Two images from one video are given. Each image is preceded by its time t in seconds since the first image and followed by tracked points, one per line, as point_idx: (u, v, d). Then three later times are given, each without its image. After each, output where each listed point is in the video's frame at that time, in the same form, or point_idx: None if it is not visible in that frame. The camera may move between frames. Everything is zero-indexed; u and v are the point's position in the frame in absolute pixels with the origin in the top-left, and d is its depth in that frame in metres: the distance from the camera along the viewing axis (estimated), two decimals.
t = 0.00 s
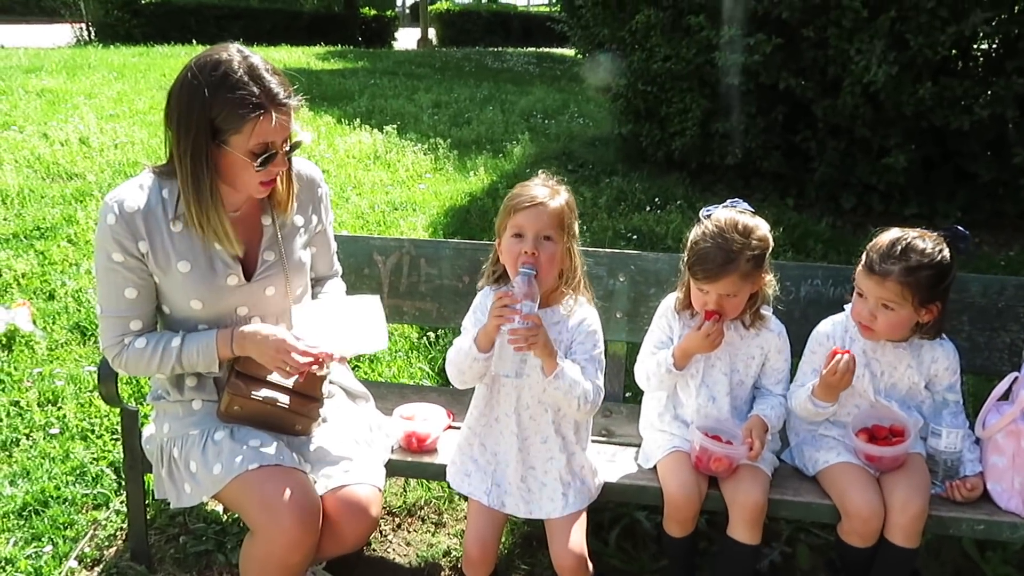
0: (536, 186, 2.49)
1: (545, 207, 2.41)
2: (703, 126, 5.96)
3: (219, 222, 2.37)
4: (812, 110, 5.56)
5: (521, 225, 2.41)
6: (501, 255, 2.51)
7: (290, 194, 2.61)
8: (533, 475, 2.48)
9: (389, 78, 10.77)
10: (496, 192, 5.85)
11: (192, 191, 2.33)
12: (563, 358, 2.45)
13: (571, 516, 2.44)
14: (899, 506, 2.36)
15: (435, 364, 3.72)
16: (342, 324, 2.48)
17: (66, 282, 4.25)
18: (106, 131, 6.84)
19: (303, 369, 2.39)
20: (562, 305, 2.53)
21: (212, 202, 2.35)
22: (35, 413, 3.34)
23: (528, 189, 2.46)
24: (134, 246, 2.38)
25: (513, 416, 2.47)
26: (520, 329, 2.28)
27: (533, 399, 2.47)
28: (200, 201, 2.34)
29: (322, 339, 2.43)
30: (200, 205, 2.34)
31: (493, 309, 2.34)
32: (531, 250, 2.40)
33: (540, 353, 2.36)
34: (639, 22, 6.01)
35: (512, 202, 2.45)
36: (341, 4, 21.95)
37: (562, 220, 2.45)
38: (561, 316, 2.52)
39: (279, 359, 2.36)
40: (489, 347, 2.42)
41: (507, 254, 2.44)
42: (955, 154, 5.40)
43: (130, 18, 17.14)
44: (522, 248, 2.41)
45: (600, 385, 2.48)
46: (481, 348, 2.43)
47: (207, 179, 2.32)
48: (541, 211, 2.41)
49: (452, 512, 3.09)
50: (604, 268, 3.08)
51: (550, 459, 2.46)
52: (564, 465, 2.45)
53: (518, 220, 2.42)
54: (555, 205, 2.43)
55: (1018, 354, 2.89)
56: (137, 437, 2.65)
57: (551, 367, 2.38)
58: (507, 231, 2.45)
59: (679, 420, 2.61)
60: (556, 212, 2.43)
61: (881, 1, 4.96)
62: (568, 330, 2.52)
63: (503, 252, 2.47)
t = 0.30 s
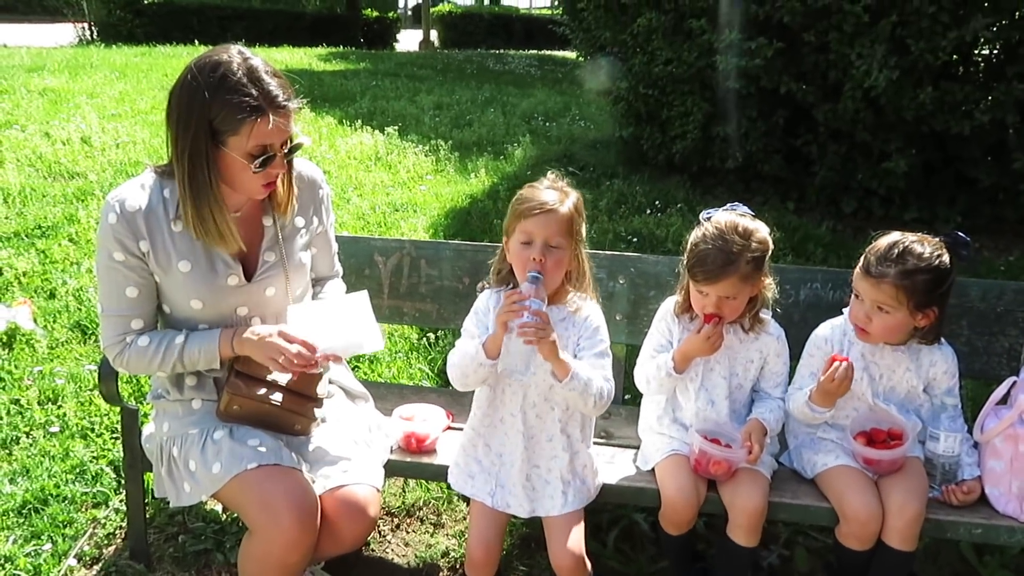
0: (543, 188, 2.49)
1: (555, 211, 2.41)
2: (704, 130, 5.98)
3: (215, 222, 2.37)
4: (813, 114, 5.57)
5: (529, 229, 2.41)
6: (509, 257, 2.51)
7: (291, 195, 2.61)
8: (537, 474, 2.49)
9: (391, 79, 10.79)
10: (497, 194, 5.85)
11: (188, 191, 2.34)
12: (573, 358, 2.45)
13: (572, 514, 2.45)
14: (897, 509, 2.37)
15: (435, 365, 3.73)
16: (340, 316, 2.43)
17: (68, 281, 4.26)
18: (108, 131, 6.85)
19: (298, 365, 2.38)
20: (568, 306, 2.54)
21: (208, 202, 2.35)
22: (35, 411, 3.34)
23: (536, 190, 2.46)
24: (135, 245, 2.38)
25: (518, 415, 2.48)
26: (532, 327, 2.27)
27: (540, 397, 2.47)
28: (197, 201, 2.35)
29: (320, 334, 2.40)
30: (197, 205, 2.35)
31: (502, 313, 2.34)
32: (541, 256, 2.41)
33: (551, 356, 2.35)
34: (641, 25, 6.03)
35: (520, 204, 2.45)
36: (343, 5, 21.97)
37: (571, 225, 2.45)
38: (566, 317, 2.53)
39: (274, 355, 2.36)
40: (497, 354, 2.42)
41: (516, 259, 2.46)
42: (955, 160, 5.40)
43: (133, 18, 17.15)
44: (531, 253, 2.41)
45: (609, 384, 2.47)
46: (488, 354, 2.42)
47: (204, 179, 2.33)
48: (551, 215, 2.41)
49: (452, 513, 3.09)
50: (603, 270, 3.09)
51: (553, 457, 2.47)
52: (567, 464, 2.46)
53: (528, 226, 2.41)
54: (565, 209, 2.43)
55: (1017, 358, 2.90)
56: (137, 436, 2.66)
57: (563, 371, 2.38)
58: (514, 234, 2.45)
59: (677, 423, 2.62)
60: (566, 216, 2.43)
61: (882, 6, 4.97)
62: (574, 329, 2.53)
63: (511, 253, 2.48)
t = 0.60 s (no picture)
0: (542, 187, 2.45)
1: (559, 212, 2.39)
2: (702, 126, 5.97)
3: (209, 217, 2.37)
4: (810, 111, 5.57)
5: (530, 229, 2.40)
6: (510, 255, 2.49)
7: (286, 190, 2.60)
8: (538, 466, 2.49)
9: (388, 77, 10.77)
10: (494, 191, 5.85)
11: (182, 186, 2.34)
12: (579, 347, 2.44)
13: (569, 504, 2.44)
14: (891, 502, 2.37)
15: (431, 361, 3.72)
16: (342, 318, 2.43)
17: (64, 278, 4.25)
18: (105, 128, 6.84)
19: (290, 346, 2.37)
20: (569, 300, 2.53)
21: (201, 197, 2.35)
22: (31, 407, 3.34)
23: (535, 187, 2.44)
24: (130, 240, 2.38)
25: (519, 409, 2.47)
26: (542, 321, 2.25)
27: (543, 391, 2.46)
28: (190, 196, 2.35)
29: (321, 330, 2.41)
30: (190, 200, 2.35)
31: (511, 307, 2.33)
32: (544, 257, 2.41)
33: (560, 348, 2.34)
34: (638, 22, 6.02)
35: (521, 200, 2.43)
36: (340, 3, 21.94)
37: (573, 225, 2.44)
38: (567, 310, 2.52)
39: (270, 337, 2.36)
40: (501, 350, 2.40)
41: (516, 259, 2.45)
42: (952, 156, 5.40)
43: (129, 15, 17.14)
44: (535, 254, 2.40)
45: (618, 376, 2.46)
46: (493, 350, 2.40)
47: (197, 174, 2.33)
48: (553, 217, 2.39)
49: (448, 508, 3.09)
50: (600, 265, 3.09)
51: (554, 449, 2.48)
52: (568, 457, 2.47)
53: (532, 227, 2.39)
54: (566, 209, 2.41)
55: (1013, 353, 2.90)
56: (132, 432, 2.65)
57: (574, 362, 2.36)
58: (515, 232, 2.44)
59: (673, 417, 2.61)
60: (569, 217, 2.42)
61: (879, 2, 4.97)
62: (576, 320, 2.52)
63: (512, 250, 2.47)
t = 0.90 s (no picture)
0: (535, 176, 2.40)
1: (553, 202, 2.36)
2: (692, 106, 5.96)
3: (195, 206, 2.36)
4: (800, 89, 5.56)
5: (523, 219, 2.37)
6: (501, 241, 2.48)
7: (273, 177, 2.59)
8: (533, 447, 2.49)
9: (377, 61, 10.69)
10: (484, 175, 5.84)
11: (168, 175, 2.33)
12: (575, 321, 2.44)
13: (562, 487, 2.46)
14: (882, 477, 2.39)
15: (424, 345, 3.73)
16: (331, 306, 2.46)
17: (53, 268, 4.23)
18: (91, 117, 6.79)
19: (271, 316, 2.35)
20: (562, 280, 2.51)
21: (187, 185, 2.34)
22: (23, 399, 3.33)
23: (527, 173, 2.41)
24: (119, 228, 2.37)
25: (513, 391, 2.47)
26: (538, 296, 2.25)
27: (536, 371, 2.46)
28: (177, 185, 2.33)
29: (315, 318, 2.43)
30: (177, 189, 2.34)
31: (507, 284, 2.33)
32: (538, 246, 2.40)
33: (562, 320, 2.34)
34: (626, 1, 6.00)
35: (512, 185, 2.40)
36: None
37: (567, 213, 2.42)
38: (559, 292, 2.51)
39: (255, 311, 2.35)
40: (495, 331, 2.40)
41: (508, 245, 2.43)
42: (942, 133, 5.41)
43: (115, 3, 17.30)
44: (529, 243, 2.39)
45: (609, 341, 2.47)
46: (486, 330, 2.41)
47: (183, 162, 2.31)
48: (548, 208, 2.36)
49: (443, 491, 3.11)
50: (590, 247, 3.09)
51: (549, 431, 2.47)
52: (562, 438, 2.46)
53: (523, 216, 2.37)
54: (561, 199, 2.38)
55: (1002, 327, 2.91)
56: (125, 422, 2.65)
57: (575, 336, 2.37)
58: (507, 219, 2.41)
59: (665, 397, 2.62)
60: (564, 206, 2.40)
61: None
62: (568, 301, 2.51)
63: (503, 233, 2.45)
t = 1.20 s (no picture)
0: (521, 178, 2.39)
1: (542, 202, 2.36)
2: (686, 101, 5.97)
3: (191, 205, 2.36)
4: (794, 83, 5.57)
5: (513, 221, 2.37)
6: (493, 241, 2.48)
7: (269, 176, 2.59)
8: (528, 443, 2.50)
9: (372, 56, 10.66)
10: (479, 170, 5.84)
11: (162, 174, 2.33)
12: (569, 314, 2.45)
13: (557, 482, 2.47)
14: (875, 472, 2.40)
15: (420, 341, 3.73)
16: (330, 301, 2.43)
17: (48, 266, 4.22)
18: (84, 113, 6.76)
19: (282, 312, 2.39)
20: (553, 276, 2.51)
21: (183, 185, 2.34)
22: (19, 397, 3.33)
23: (514, 176, 2.39)
24: (114, 226, 2.37)
25: (507, 388, 2.48)
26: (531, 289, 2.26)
27: (531, 367, 2.47)
28: (172, 185, 2.34)
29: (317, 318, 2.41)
30: (172, 189, 2.34)
31: (500, 279, 2.33)
32: (529, 248, 2.41)
33: (557, 314, 2.34)
34: None
35: (500, 189, 2.39)
36: None
37: (557, 212, 2.42)
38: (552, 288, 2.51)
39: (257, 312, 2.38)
40: (488, 327, 2.41)
41: (501, 248, 2.43)
42: (935, 127, 5.42)
43: None
44: (520, 245, 2.40)
45: (603, 333, 2.49)
46: (479, 327, 2.41)
47: (178, 162, 2.31)
48: (537, 209, 2.36)
49: (439, 487, 3.12)
50: (585, 243, 3.09)
51: (544, 427, 2.48)
52: (557, 433, 2.47)
53: (514, 217, 2.37)
54: (550, 198, 2.38)
55: (994, 321, 2.93)
56: (121, 419, 2.66)
57: (569, 331, 2.37)
58: (499, 223, 2.40)
59: (660, 393, 2.64)
60: (553, 205, 2.40)
61: None
62: (561, 298, 2.51)
63: (496, 237, 2.45)
